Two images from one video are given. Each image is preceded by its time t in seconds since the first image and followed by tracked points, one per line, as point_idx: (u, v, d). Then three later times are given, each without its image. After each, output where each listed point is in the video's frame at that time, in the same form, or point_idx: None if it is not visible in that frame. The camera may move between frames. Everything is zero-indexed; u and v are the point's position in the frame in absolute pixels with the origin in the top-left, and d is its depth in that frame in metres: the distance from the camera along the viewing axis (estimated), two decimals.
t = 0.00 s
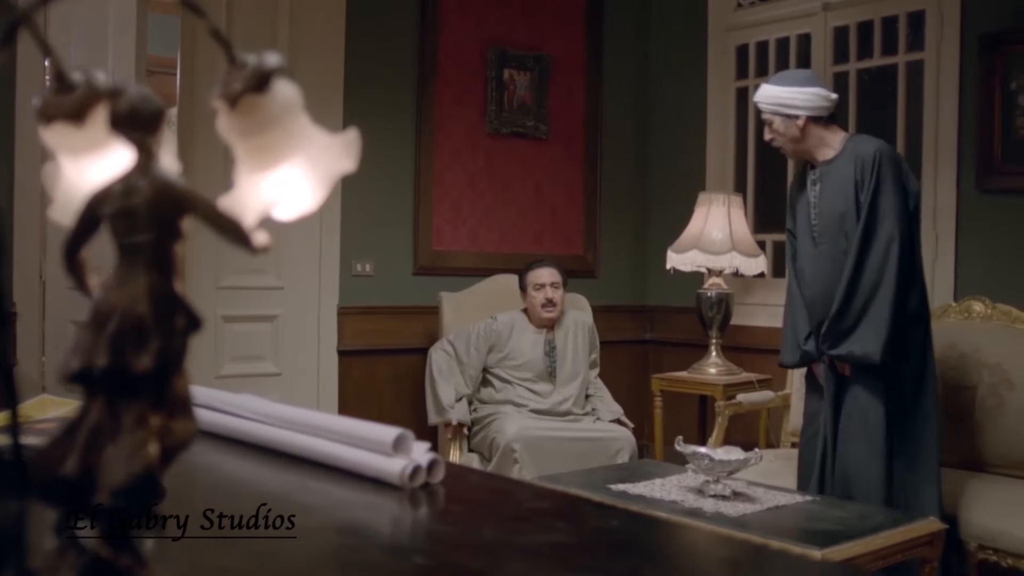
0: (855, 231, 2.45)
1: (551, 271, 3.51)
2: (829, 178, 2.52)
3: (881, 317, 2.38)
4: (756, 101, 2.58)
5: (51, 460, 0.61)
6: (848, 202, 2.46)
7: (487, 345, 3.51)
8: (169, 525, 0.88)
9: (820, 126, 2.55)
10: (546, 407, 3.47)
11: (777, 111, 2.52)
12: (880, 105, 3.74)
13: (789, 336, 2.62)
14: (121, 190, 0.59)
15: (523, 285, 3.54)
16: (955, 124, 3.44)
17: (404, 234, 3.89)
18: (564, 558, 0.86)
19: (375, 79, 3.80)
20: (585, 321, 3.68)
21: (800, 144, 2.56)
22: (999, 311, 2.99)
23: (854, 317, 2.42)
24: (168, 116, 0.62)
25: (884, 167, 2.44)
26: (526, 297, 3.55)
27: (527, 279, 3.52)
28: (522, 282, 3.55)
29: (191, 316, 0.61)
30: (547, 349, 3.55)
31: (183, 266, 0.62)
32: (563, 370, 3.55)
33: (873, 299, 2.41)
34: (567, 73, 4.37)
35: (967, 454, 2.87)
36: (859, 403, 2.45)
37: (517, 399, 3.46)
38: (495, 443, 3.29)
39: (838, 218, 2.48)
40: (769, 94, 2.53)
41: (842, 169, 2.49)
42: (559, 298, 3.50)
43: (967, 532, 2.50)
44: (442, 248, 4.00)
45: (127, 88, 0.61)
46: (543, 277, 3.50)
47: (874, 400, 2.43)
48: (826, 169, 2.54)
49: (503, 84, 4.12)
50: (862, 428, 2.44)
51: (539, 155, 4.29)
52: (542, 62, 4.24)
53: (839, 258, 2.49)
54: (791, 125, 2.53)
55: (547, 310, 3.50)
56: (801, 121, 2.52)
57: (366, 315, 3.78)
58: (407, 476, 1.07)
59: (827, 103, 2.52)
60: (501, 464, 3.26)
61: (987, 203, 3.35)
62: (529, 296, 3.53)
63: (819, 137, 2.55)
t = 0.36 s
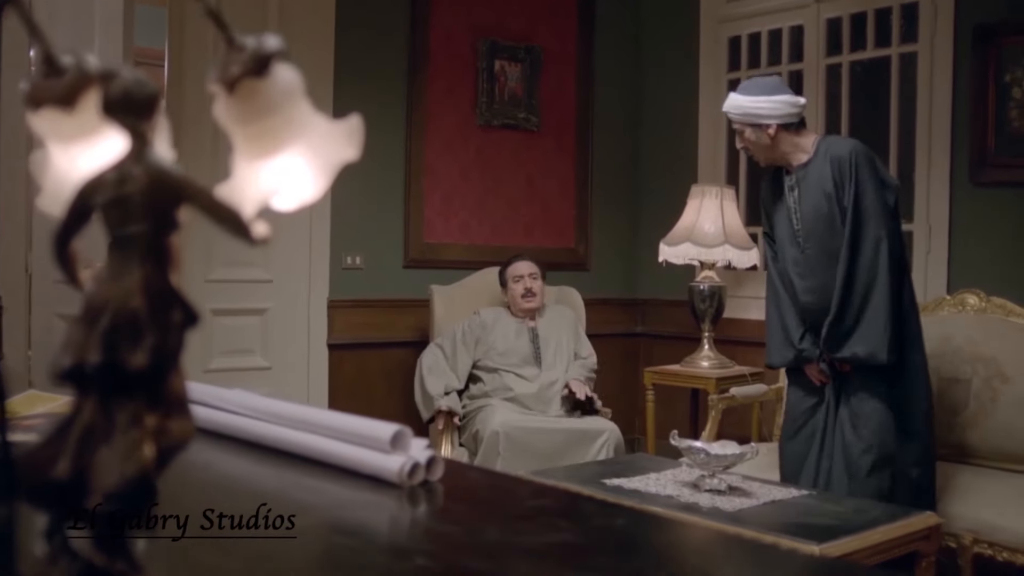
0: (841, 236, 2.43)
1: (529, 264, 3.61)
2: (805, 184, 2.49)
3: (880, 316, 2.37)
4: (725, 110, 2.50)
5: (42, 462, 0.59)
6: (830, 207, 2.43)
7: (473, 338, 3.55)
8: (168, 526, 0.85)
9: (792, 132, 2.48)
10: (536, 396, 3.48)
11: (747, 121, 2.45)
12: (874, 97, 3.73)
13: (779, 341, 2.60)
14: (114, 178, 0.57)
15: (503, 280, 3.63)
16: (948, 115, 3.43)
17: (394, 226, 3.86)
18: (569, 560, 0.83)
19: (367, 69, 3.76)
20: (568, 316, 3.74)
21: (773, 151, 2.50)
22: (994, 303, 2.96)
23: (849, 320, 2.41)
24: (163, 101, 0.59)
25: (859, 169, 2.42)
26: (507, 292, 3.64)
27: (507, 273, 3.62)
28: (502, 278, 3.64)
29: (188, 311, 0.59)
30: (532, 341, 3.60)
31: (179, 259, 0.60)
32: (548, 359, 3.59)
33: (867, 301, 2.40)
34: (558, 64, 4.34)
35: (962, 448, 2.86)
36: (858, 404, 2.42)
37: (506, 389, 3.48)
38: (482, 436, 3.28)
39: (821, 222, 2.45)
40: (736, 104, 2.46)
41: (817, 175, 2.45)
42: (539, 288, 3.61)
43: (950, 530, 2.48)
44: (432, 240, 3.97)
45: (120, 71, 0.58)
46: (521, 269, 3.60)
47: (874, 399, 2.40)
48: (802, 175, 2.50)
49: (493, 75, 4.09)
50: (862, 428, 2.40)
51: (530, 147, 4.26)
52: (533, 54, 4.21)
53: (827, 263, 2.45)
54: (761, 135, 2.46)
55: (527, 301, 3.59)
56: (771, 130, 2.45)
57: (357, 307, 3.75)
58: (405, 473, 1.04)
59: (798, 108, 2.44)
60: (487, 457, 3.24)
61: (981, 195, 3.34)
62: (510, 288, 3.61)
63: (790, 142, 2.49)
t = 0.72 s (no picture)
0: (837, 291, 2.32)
1: (523, 259, 3.63)
2: (794, 237, 2.32)
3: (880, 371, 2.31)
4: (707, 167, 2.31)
5: (34, 464, 0.57)
6: (826, 260, 2.29)
7: (466, 327, 3.55)
8: (167, 525, 0.83)
9: (780, 181, 2.30)
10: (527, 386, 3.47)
11: (736, 176, 2.27)
12: (869, 88, 3.71)
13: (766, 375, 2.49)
14: (108, 163, 0.54)
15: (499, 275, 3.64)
16: (943, 106, 3.41)
17: (386, 217, 3.83)
18: (578, 557, 0.81)
19: (358, 58, 3.72)
20: (560, 312, 3.75)
21: (762, 203, 2.32)
22: (990, 294, 2.95)
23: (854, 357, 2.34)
24: (160, 82, 0.56)
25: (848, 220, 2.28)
26: (501, 286, 3.65)
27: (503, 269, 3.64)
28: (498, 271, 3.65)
29: (187, 304, 0.56)
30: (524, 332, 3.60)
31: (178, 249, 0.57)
32: (540, 351, 3.58)
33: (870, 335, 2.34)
34: (551, 54, 4.31)
35: (958, 439, 2.85)
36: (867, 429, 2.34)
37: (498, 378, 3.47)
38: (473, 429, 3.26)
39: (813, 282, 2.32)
40: (720, 160, 2.27)
41: (807, 229, 2.29)
42: (531, 283, 3.62)
43: (946, 521, 2.46)
44: (424, 231, 3.94)
45: (113, 53, 0.56)
46: (516, 264, 3.62)
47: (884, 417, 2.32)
48: (789, 227, 2.32)
49: (486, 65, 4.06)
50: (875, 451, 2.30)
51: (522, 138, 4.24)
52: (525, 43, 4.18)
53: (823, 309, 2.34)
54: (751, 187, 2.29)
55: (520, 295, 3.61)
56: (761, 182, 2.27)
57: (347, 298, 3.72)
58: (405, 468, 1.02)
59: (784, 157, 2.28)
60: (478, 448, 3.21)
61: (976, 186, 3.33)
62: (504, 283, 3.63)
63: (781, 193, 2.31)
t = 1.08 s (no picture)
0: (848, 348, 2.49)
1: (514, 246, 3.60)
2: (811, 294, 2.47)
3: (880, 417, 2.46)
4: (730, 232, 2.45)
5: (27, 457, 0.56)
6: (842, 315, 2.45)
7: (457, 313, 3.53)
8: (167, 525, 0.79)
9: (800, 243, 2.45)
10: (517, 373, 3.46)
11: (759, 242, 2.41)
12: (865, 72, 3.69)
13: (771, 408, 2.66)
14: (101, 143, 0.53)
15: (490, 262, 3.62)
16: (939, 92, 3.39)
17: (378, 203, 3.80)
18: (583, 550, 0.79)
19: (349, 42, 3.68)
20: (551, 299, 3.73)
21: (783, 264, 2.47)
22: (985, 280, 2.93)
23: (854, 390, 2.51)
24: (157, 57, 0.55)
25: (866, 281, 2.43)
26: (492, 273, 3.63)
27: (494, 258, 3.61)
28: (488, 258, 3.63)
29: (185, 291, 0.54)
30: (514, 319, 3.58)
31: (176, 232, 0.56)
32: (532, 338, 3.56)
33: (875, 374, 2.50)
34: (544, 38, 4.28)
35: (955, 425, 2.84)
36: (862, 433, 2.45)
37: (489, 366, 3.45)
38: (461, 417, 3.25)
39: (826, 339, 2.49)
40: (744, 227, 2.41)
41: (825, 288, 2.45)
42: (521, 272, 3.60)
43: (942, 508, 2.45)
44: (417, 217, 3.92)
45: (104, 28, 0.54)
46: (507, 252, 3.59)
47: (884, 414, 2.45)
48: (808, 286, 2.48)
49: (478, 49, 4.03)
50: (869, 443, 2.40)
51: (514, 123, 4.21)
52: (518, 28, 4.15)
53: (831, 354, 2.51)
54: (775, 251, 2.43)
55: (510, 283, 3.59)
56: (785, 246, 2.41)
57: (339, 285, 3.70)
58: (405, 459, 1.00)
59: (803, 219, 2.43)
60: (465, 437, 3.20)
61: (972, 171, 3.31)
62: (494, 270, 3.61)
63: (800, 252, 2.46)
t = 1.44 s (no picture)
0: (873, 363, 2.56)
1: (501, 231, 3.56)
2: (844, 314, 2.56)
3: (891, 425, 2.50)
4: (785, 242, 2.52)
5: (20, 447, 0.53)
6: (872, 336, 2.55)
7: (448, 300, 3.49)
8: (167, 525, 0.75)
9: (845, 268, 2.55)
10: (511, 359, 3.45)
11: (810, 258, 2.49)
12: (861, 53, 3.67)
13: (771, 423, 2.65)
14: (95, 117, 0.51)
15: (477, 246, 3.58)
16: (935, 74, 3.37)
17: (370, 185, 3.77)
18: (590, 539, 0.77)
19: (341, 21, 3.64)
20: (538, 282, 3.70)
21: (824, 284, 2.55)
22: (981, 263, 2.91)
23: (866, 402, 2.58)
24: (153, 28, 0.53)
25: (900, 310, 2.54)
26: (480, 258, 3.59)
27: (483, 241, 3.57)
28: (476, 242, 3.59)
29: (183, 273, 0.52)
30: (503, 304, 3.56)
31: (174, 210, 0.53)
32: (523, 322, 3.55)
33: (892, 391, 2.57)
34: (537, 19, 4.24)
35: (950, 407, 2.84)
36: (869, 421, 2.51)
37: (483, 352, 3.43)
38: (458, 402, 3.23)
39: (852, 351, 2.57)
40: (801, 241, 2.49)
41: (861, 311, 2.55)
42: (508, 258, 3.57)
43: (938, 491, 2.45)
44: (409, 199, 3.89)
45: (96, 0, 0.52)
46: (495, 237, 3.55)
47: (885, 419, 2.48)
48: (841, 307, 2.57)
49: (471, 29, 3.99)
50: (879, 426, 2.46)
51: (508, 104, 4.18)
52: (511, 8, 4.11)
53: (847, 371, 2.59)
54: (822, 271, 2.52)
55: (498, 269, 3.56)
56: (833, 268, 2.51)
57: (331, 268, 3.67)
58: (404, 445, 0.98)
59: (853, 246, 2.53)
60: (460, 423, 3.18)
61: (965, 154, 3.31)
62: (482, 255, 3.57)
63: (840, 277, 2.56)
